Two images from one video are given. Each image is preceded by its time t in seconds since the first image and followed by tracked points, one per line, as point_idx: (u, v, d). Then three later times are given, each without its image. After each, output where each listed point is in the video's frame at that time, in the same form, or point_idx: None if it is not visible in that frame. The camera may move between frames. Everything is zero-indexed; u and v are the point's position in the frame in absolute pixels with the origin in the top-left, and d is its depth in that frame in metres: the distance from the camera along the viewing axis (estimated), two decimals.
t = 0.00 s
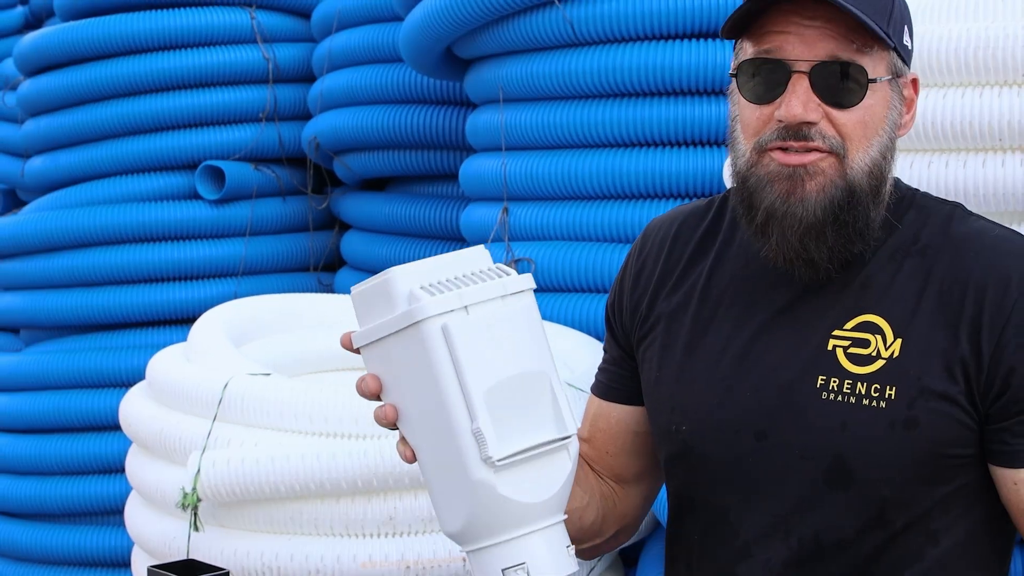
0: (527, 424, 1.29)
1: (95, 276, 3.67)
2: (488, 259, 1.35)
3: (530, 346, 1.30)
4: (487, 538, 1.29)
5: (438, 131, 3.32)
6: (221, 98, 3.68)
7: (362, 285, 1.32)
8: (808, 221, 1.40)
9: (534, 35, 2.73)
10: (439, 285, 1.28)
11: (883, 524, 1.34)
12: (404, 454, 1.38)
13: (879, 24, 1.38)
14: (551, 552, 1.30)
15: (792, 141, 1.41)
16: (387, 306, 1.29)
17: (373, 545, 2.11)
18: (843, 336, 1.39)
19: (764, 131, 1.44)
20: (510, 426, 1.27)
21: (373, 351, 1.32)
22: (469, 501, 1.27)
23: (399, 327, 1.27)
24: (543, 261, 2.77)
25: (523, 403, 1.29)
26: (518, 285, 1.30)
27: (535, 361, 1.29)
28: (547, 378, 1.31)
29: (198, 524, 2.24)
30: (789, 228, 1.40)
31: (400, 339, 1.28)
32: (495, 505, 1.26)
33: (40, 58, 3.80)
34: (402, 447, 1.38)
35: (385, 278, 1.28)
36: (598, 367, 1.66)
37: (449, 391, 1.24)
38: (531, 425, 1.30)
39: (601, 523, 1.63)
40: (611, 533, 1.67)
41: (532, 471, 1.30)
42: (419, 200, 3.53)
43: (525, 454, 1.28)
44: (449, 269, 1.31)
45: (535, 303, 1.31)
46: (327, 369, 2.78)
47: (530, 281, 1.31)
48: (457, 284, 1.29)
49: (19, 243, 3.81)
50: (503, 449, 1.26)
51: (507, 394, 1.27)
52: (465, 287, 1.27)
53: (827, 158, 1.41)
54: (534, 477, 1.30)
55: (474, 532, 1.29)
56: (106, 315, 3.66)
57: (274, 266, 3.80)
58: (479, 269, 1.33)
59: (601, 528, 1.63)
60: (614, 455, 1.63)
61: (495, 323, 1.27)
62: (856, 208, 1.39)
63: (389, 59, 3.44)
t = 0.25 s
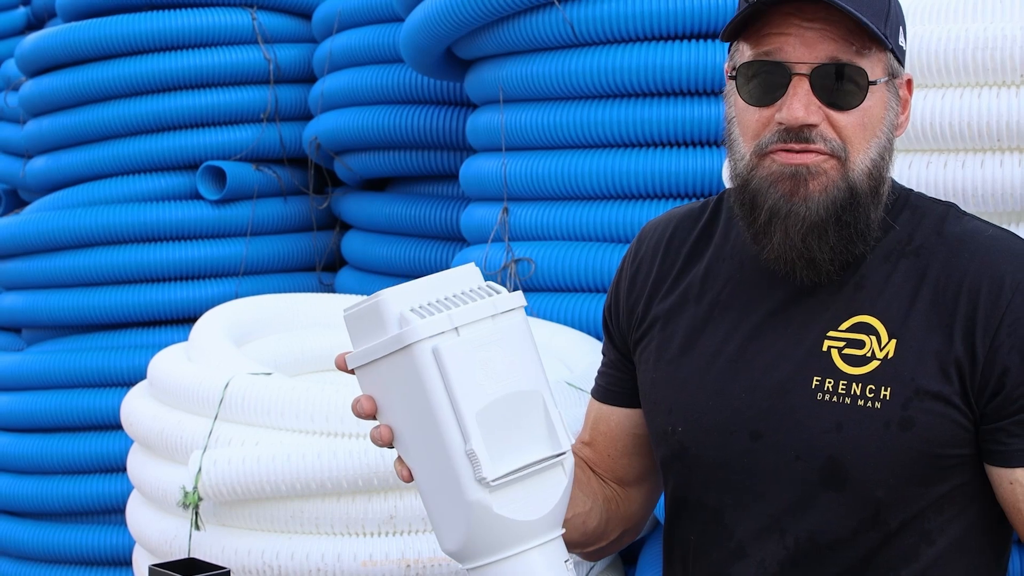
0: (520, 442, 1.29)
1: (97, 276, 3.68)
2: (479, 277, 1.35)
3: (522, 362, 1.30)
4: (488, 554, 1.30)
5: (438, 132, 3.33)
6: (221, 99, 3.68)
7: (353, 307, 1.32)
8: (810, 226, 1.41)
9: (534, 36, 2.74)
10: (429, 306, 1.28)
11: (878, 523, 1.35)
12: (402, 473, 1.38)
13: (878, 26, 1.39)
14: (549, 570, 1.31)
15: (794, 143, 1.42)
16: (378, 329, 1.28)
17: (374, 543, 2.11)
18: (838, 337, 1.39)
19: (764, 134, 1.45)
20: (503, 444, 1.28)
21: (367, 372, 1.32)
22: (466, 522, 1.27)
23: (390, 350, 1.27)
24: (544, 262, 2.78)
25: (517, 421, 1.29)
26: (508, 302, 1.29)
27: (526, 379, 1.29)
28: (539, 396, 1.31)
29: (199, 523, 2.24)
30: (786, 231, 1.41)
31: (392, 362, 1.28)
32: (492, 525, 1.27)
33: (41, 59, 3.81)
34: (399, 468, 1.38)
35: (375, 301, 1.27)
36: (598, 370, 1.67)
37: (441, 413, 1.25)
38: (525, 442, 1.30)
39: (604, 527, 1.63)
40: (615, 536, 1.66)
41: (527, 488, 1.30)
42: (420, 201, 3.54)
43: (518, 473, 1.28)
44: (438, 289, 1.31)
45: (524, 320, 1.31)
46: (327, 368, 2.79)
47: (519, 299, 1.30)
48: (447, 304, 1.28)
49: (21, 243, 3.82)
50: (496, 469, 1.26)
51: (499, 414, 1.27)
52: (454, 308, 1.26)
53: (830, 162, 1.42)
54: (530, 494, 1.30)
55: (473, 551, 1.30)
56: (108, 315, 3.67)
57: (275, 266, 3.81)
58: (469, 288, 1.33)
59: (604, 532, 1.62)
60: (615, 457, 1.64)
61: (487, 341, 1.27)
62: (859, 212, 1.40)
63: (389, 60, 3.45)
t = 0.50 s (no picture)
0: (519, 442, 1.30)
1: (98, 276, 3.69)
2: (478, 278, 1.35)
3: (521, 363, 1.30)
4: (489, 555, 1.30)
5: (438, 132, 3.33)
6: (222, 100, 3.69)
7: (353, 309, 1.32)
8: (807, 227, 1.41)
9: (534, 37, 2.75)
10: (429, 308, 1.28)
11: (873, 524, 1.36)
12: (403, 475, 1.38)
13: (875, 28, 1.40)
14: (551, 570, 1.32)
15: (792, 147, 1.42)
16: (378, 331, 1.29)
17: (374, 543, 2.12)
18: (834, 337, 1.40)
19: (762, 137, 1.45)
20: (504, 445, 1.28)
21: (367, 374, 1.33)
22: (469, 523, 1.28)
23: (391, 351, 1.27)
24: (544, 262, 2.79)
25: (518, 421, 1.30)
26: (507, 303, 1.30)
27: (526, 379, 1.30)
28: (539, 395, 1.31)
29: (201, 522, 2.25)
30: (783, 232, 1.42)
31: (393, 363, 1.28)
32: (494, 525, 1.28)
33: (42, 60, 3.82)
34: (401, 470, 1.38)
35: (375, 303, 1.28)
36: (596, 370, 1.68)
37: (443, 414, 1.25)
38: (525, 443, 1.31)
39: (602, 526, 1.64)
40: (614, 534, 1.67)
41: (528, 489, 1.31)
42: (420, 201, 3.55)
43: (520, 473, 1.29)
44: (438, 290, 1.32)
45: (524, 320, 1.31)
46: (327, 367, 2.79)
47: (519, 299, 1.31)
48: (447, 305, 1.29)
49: (22, 243, 3.82)
50: (498, 469, 1.27)
51: (500, 414, 1.28)
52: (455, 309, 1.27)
53: (825, 164, 1.42)
54: (530, 495, 1.31)
55: (476, 552, 1.31)
56: (109, 315, 3.67)
57: (276, 266, 3.82)
58: (468, 289, 1.33)
59: (602, 531, 1.63)
60: (613, 457, 1.65)
61: (487, 343, 1.27)
62: (855, 214, 1.40)
63: (390, 61, 3.45)
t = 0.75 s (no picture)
0: (519, 440, 1.31)
1: (100, 275, 3.70)
2: (478, 276, 1.37)
3: (520, 362, 1.32)
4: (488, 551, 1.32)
5: (438, 133, 3.34)
6: (223, 100, 3.70)
7: (354, 307, 1.34)
8: (795, 244, 1.41)
9: (535, 38, 2.75)
10: (429, 305, 1.30)
11: (869, 523, 1.37)
12: (403, 473, 1.40)
13: (861, 44, 1.40)
14: (550, 565, 1.33)
15: (778, 171, 1.42)
16: (378, 329, 1.30)
17: (374, 541, 2.13)
18: (831, 337, 1.41)
19: (751, 156, 1.45)
20: (503, 442, 1.29)
21: (367, 372, 1.35)
22: (468, 519, 1.29)
23: (391, 349, 1.29)
24: (544, 262, 2.80)
25: (517, 420, 1.31)
26: (507, 301, 1.31)
27: (525, 377, 1.31)
28: (538, 393, 1.33)
29: (202, 520, 2.26)
30: (772, 250, 1.42)
31: (393, 361, 1.30)
32: (493, 522, 1.29)
33: (44, 60, 3.83)
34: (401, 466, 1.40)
35: (375, 301, 1.30)
36: (595, 369, 1.69)
37: (442, 412, 1.27)
38: (525, 440, 1.32)
39: (599, 525, 1.65)
40: (613, 532, 1.68)
41: (527, 486, 1.32)
42: (421, 201, 3.55)
43: (519, 471, 1.30)
44: (438, 288, 1.33)
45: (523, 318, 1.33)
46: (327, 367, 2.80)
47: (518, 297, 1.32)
48: (447, 304, 1.30)
49: (24, 242, 3.83)
50: (498, 466, 1.28)
51: (500, 411, 1.29)
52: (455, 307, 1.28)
53: (813, 186, 1.42)
54: (530, 491, 1.32)
55: (475, 548, 1.32)
56: (110, 314, 3.68)
57: (276, 266, 3.83)
58: (468, 288, 1.35)
59: (599, 530, 1.64)
60: (612, 456, 1.66)
61: (485, 342, 1.29)
62: (845, 230, 1.40)
63: (390, 61, 3.46)
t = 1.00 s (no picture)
0: (522, 439, 1.33)
1: (102, 276, 3.71)
2: (479, 276, 1.38)
3: (523, 361, 1.33)
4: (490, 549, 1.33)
5: (438, 133, 3.35)
6: (224, 100, 3.70)
7: (354, 307, 1.35)
8: (784, 270, 1.43)
9: (535, 39, 2.76)
10: (432, 306, 1.31)
11: (864, 522, 1.38)
12: (403, 471, 1.41)
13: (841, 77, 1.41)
14: (552, 563, 1.35)
15: (766, 207, 1.43)
16: (380, 328, 1.32)
17: (375, 540, 2.13)
18: (827, 340, 1.43)
19: (740, 185, 1.45)
20: (507, 441, 1.31)
21: (369, 371, 1.36)
22: (471, 519, 1.31)
23: (394, 349, 1.30)
24: (544, 262, 2.80)
25: (520, 418, 1.33)
26: (510, 300, 1.33)
27: (529, 377, 1.33)
28: (541, 392, 1.35)
29: (203, 520, 2.26)
30: (762, 275, 1.44)
31: (396, 361, 1.31)
32: (496, 522, 1.31)
33: (45, 61, 3.84)
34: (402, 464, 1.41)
35: (377, 301, 1.31)
36: (591, 368, 1.70)
37: (447, 412, 1.28)
38: (528, 439, 1.34)
39: (592, 524, 1.65)
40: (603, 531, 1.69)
41: (530, 485, 1.34)
42: (421, 201, 3.56)
43: (523, 471, 1.32)
44: (441, 287, 1.34)
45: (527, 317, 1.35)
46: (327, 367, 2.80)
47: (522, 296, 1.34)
48: (449, 304, 1.32)
49: (26, 243, 3.84)
50: (502, 467, 1.30)
51: (504, 411, 1.31)
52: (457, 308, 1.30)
53: (800, 216, 1.44)
54: (532, 489, 1.34)
55: (478, 546, 1.34)
56: (113, 314, 3.69)
57: (278, 266, 3.84)
58: (471, 287, 1.36)
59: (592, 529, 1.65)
60: (606, 454, 1.67)
61: (489, 341, 1.30)
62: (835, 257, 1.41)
63: (390, 61, 3.47)
